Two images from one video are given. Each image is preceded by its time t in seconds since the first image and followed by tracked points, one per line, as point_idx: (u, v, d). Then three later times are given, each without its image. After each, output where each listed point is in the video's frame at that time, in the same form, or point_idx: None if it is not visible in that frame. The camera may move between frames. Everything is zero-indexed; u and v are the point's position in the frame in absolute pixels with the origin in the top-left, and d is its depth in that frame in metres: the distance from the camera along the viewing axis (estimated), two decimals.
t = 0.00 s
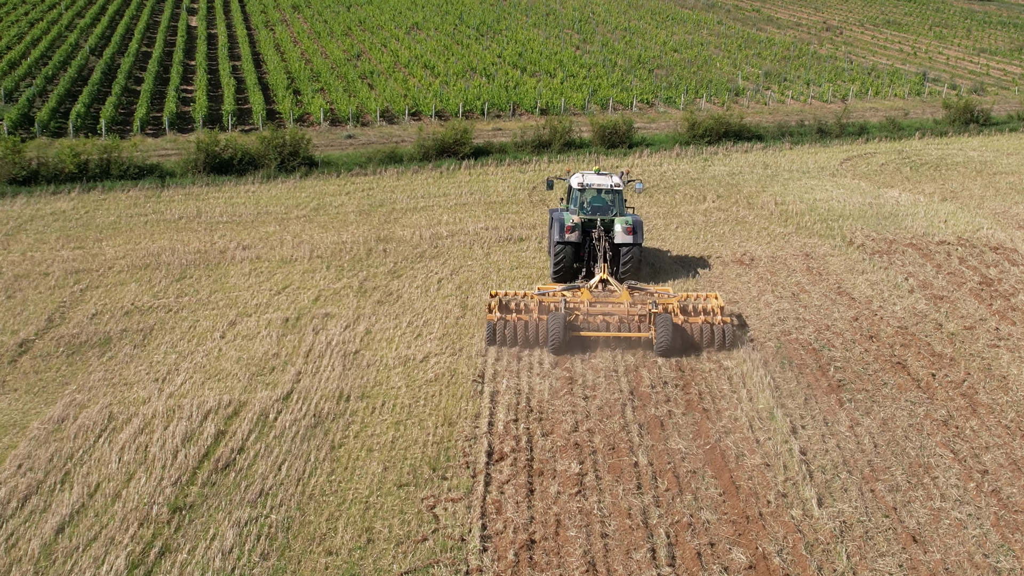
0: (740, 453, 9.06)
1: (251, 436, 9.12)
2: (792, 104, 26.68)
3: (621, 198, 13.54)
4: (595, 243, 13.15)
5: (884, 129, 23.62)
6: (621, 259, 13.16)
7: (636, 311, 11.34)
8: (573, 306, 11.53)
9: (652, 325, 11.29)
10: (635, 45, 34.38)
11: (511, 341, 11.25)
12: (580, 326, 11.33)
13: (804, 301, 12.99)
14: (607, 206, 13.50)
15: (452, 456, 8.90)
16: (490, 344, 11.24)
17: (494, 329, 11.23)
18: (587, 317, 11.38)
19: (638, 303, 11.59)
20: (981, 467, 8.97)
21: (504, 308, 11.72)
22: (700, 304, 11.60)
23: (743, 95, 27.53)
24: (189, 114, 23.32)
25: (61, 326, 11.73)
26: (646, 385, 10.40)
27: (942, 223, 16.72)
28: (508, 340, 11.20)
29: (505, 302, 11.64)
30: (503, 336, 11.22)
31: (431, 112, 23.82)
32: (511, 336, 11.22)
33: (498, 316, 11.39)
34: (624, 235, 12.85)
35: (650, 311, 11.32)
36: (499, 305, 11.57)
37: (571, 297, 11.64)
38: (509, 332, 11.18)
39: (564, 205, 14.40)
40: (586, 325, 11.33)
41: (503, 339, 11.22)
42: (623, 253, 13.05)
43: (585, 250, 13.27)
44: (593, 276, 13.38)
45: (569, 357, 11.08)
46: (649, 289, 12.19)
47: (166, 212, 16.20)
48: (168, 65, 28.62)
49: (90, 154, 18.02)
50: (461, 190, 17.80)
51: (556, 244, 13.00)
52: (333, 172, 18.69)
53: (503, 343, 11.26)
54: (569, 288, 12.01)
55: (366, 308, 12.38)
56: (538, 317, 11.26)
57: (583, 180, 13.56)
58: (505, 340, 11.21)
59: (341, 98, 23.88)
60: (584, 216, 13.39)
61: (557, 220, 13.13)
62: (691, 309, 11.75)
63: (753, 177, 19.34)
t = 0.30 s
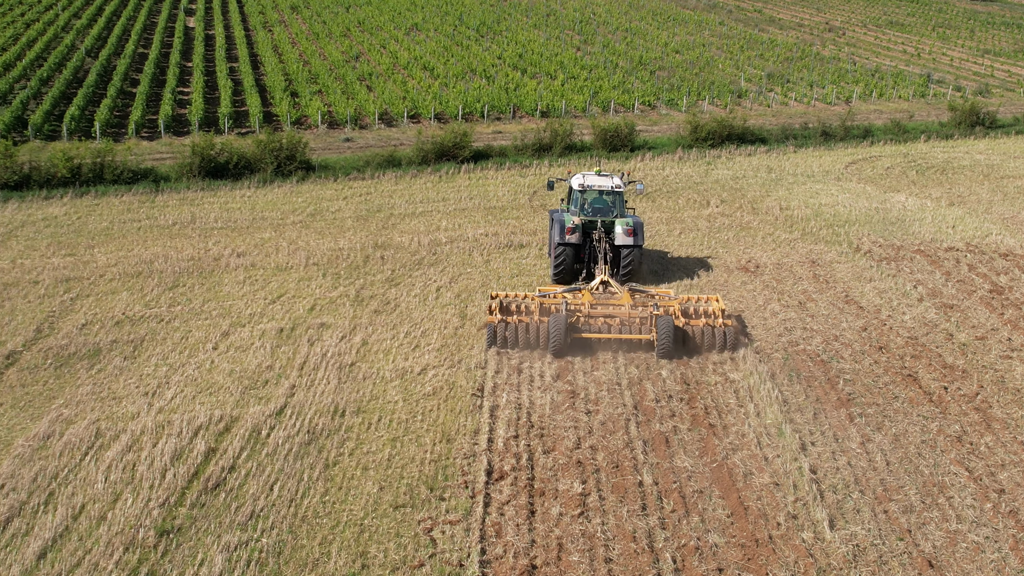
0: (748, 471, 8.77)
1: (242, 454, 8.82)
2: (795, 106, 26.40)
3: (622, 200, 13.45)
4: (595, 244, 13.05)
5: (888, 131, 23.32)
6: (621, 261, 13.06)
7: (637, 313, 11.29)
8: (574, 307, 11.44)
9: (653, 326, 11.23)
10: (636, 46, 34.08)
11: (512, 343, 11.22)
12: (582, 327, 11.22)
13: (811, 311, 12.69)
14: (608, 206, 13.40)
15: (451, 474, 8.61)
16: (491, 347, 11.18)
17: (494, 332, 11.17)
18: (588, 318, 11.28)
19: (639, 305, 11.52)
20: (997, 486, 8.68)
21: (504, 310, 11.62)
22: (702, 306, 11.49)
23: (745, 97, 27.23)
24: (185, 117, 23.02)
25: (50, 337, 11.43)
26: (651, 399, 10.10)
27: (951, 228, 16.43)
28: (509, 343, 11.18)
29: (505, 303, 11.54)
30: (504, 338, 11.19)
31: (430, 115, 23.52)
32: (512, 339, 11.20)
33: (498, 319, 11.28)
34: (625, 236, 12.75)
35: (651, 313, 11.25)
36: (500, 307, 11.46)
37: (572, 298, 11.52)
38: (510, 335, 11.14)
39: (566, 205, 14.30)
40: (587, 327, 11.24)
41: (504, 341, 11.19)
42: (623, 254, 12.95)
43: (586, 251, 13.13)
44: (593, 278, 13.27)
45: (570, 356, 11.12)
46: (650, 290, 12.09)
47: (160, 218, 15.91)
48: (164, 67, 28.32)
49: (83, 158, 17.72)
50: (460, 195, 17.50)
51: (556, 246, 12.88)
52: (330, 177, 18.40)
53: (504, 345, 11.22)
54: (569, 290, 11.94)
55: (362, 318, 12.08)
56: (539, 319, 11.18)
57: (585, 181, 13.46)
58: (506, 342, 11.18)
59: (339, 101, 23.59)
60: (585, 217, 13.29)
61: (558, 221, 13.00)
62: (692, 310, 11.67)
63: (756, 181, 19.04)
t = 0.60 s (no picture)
0: (757, 491, 8.47)
1: (233, 473, 8.53)
2: (799, 109, 26.11)
3: (623, 200, 13.37)
4: (596, 245, 12.96)
5: (894, 134, 23.04)
6: (621, 262, 12.96)
7: (638, 316, 11.24)
8: (575, 309, 11.38)
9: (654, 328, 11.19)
10: (637, 47, 33.80)
11: (512, 344, 11.22)
12: (583, 329, 11.18)
13: (818, 320, 12.39)
14: (608, 207, 13.31)
15: (449, 495, 8.32)
16: (493, 348, 11.18)
17: (495, 334, 11.16)
18: (589, 320, 11.22)
19: (639, 307, 11.48)
20: (1015, 506, 8.38)
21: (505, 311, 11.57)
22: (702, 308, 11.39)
23: (748, 99, 26.94)
24: (181, 119, 22.74)
25: (38, 348, 11.14)
26: (655, 414, 9.80)
27: (959, 234, 16.14)
28: (509, 343, 11.18)
29: (506, 305, 11.51)
30: (504, 339, 11.18)
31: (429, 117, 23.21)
32: (512, 340, 11.20)
33: (499, 320, 11.24)
34: (625, 237, 12.66)
35: (651, 315, 11.21)
36: (501, 308, 11.43)
37: (573, 300, 11.46)
38: (511, 336, 11.14)
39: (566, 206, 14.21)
40: (588, 328, 11.18)
41: (504, 342, 11.18)
42: (623, 255, 12.86)
43: (586, 252, 13.02)
44: (594, 279, 13.17)
45: (572, 356, 11.10)
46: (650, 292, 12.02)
47: (153, 224, 15.62)
48: (161, 68, 28.04)
49: (76, 162, 17.43)
50: (460, 200, 17.20)
51: (556, 246, 12.77)
52: (328, 181, 18.11)
53: (504, 346, 11.22)
54: (570, 291, 11.89)
55: (359, 328, 11.79)
56: (539, 321, 11.15)
57: (585, 181, 13.38)
58: (507, 344, 11.18)
59: (337, 103, 23.31)
60: (585, 217, 13.20)
61: (558, 222, 12.89)
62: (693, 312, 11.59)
63: (760, 186, 18.75)
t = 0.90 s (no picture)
0: (766, 512, 8.19)
1: (224, 494, 8.24)
2: (802, 111, 25.83)
3: (624, 202, 13.28)
4: (596, 246, 12.96)
5: (898, 137, 22.77)
6: (621, 263, 12.96)
7: (638, 317, 11.26)
8: (575, 310, 11.44)
9: (655, 330, 11.23)
10: (638, 49, 33.54)
11: (513, 346, 11.17)
12: (583, 331, 11.24)
13: (826, 330, 12.10)
14: (609, 208, 13.25)
15: (446, 517, 8.04)
16: (495, 351, 11.08)
17: (497, 335, 11.08)
18: (590, 323, 11.28)
19: (640, 308, 11.50)
20: None
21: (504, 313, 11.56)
22: (704, 310, 11.41)
23: (751, 101, 26.69)
24: (177, 122, 22.47)
25: (26, 360, 10.85)
26: (660, 429, 9.51)
27: (967, 240, 15.86)
28: (511, 345, 11.12)
29: (506, 306, 11.48)
30: (506, 341, 11.11)
31: (428, 120, 22.93)
32: (513, 341, 11.14)
33: (500, 322, 11.17)
34: (625, 239, 12.66)
35: (652, 316, 11.26)
36: (501, 309, 11.39)
37: (574, 302, 11.51)
38: (512, 338, 11.10)
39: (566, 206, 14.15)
40: (589, 330, 11.25)
41: (506, 344, 11.11)
42: (624, 257, 12.81)
43: (587, 253, 12.99)
44: (595, 280, 13.16)
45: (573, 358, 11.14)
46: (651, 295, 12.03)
47: (147, 230, 15.33)
48: (157, 70, 27.76)
49: (69, 166, 17.14)
50: (459, 205, 16.92)
51: (557, 248, 12.73)
52: (325, 185, 17.83)
53: (505, 348, 11.15)
54: (569, 292, 11.94)
55: (355, 339, 11.50)
56: (540, 323, 11.17)
57: (586, 182, 13.29)
58: (508, 346, 11.12)
59: (336, 106, 23.04)
60: (586, 218, 13.13)
61: (558, 224, 12.85)
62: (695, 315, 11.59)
63: (764, 190, 18.47)
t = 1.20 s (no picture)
0: (775, 534, 7.90)
1: (214, 515, 7.96)
2: (806, 114, 25.57)
3: (624, 203, 13.26)
4: (596, 247, 12.93)
5: (904, 140, 22.49)
6: (622, 264, 12.93)
7: (639, 319, 11.25)
8: (576, 311, 11.43)
9: (655, 332, 11.19)
10: (639, 50, 33.27)
11: (513, 348, 11.14)
12: (584, 333, 11.18)
13: (833, 341, 11.82)
14: (610, 209, 13.21)
15: (444, 539, 7.76)
16: (495, 353, 11.03)
17: (497, 337, 11.06)
18: (590, 324, 11.24)
19: (640, 309, 11.50)
20: None
21: (505, 314, 11.56)
22: (704, 311, 11.40)
23: (754, 103, 26.43)
24: (173, 126, 22.21)
25: (13, 372, 10.57)
26: (664, 446, 9.23)
27: (975, 246, 15.58)
28: (511, 347, 11.10)
29: (507, 307, 11.49)
30: (506, 343, 11.09)
31: (428, 123, 22.65)
32: (514, 344, 11.11)
33: (500, 323, 11.17)
34: (626, 241, 12.64)
35: (652, 318, 11.24)
36: (502, 310, 11.40)
37: (574, 303, 11.49)
38: (513, 340, 11.08)
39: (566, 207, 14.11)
40: (589, 332, 11.18)
41: (506, 346, 11.09)
42: (625, 259, 12.76)
43: (587, 255, 12.93)
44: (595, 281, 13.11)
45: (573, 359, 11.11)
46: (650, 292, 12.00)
47: (140, 236, 15.05)
48: (154, 72, 27.48)
49: (62, 171, 16.86)
50: (458, 210, 16.64)
51: (557, 249, 12.67)
52: (322, 190, 17.55)
53: (506, 351, 11.12)
54: (570, 292, 11.90)
55: (351, 350, 11.21)
56: (540, 324, 11.15)
57: (587, 183, 13.28)
58: (509, 347, 11.08)
59: (333, 108, 22.77)
60: (586, 219, 13.09)
61: (559, 225, 12.79)
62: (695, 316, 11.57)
63: (769, 195, 18.18)
